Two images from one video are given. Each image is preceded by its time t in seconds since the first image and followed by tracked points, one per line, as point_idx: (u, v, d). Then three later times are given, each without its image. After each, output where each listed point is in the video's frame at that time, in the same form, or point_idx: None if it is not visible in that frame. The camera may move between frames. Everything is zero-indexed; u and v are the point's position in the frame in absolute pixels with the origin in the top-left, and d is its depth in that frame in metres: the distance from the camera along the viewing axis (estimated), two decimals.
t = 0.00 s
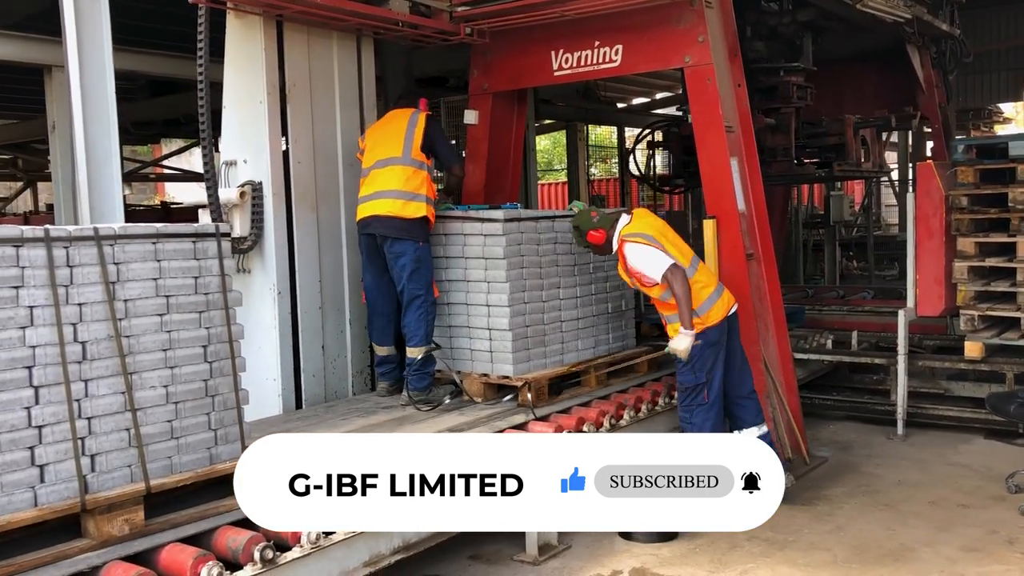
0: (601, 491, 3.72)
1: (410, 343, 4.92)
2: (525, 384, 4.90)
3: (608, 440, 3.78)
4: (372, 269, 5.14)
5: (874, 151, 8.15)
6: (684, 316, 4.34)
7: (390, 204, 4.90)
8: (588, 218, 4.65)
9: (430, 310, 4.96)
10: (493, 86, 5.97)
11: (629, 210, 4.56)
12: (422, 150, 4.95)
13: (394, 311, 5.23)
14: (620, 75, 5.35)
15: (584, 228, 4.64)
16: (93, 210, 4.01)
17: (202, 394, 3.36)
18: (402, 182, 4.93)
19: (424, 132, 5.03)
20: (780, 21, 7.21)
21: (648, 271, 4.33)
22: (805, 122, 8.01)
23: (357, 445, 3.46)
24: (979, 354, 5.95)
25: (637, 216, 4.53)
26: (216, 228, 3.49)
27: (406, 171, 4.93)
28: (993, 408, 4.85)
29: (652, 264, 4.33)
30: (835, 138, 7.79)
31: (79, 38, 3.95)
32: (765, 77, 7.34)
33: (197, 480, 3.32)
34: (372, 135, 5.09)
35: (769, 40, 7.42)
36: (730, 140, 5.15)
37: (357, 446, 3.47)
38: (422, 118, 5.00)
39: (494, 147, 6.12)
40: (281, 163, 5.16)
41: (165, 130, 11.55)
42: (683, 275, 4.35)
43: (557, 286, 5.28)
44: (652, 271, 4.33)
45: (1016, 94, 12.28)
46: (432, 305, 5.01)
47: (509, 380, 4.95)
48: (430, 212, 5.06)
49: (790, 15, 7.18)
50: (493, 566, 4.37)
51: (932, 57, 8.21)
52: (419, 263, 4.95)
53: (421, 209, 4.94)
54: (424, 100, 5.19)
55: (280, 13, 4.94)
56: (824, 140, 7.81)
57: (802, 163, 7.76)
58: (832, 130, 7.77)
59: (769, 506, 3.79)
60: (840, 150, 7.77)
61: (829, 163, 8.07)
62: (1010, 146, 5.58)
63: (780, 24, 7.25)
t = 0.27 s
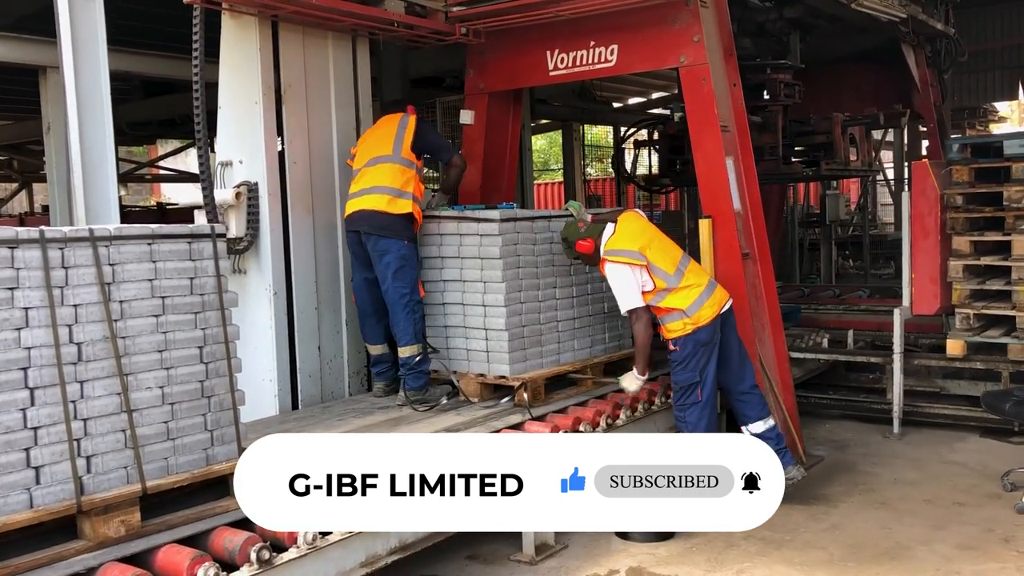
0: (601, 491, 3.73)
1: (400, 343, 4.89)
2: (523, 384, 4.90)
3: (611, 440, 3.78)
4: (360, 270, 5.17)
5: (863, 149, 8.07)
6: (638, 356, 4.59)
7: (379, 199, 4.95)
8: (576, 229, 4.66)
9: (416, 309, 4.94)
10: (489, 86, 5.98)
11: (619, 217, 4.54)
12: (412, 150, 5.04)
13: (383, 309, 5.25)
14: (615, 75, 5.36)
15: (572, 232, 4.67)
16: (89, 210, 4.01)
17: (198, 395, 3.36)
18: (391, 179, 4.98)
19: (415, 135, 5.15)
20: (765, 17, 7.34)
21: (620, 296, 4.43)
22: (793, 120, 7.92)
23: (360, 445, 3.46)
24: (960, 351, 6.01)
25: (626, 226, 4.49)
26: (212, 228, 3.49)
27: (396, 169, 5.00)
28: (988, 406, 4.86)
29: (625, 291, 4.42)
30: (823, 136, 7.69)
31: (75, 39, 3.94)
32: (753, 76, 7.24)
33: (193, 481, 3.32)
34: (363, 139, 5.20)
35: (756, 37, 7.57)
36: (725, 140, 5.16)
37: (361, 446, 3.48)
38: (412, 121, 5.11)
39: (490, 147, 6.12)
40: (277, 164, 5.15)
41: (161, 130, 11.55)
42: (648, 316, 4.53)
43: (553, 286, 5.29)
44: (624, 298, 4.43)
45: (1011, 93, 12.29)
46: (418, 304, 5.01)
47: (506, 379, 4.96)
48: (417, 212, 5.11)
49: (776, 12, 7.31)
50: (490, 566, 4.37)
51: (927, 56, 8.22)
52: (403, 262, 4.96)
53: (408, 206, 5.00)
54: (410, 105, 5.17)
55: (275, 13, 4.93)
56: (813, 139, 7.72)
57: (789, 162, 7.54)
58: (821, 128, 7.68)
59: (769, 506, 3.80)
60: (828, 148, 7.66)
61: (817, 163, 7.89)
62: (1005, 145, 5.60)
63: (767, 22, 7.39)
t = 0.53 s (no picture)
0: (601, 491, 3.73)
1: (397, 340, 4.89)
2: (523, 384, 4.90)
3: (612, 440, 3.78)
4: (359, 269, 5.20)
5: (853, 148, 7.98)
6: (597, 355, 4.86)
7: (374, 200, 4.98)
8: (573, 236, 4.74)
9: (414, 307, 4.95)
10: (488, 87, 5.98)
11: (616, 217, 4.56)
12: (408, 152, 5.09)
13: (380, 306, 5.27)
14: (614, 75, 5.37)
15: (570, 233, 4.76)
16: (89, 213, 4.01)
17: (198, 396, 3.36)
18: (384, 180, 5.01)
19: (410, 138, 5.18)
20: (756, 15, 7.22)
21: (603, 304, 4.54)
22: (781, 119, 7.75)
23: (362, 445, 3.46)
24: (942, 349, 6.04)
25: (620, 230, 4.51)
26: (211, 230, 3.49)
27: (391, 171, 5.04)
28: (987, 405, 4.87)
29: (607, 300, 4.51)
30: (812, 134, 7.56)
31: (74, 42, 3.95)
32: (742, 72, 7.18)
33: (194, 482, 3.32)
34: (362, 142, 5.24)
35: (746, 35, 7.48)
36: (724, 139, 5.16)
37: (354, 446, 3.47)
38: (408, 124, 5.17)
39: (488, 148, 6.12)
40: (276, 165, 5.16)
41: (159, 132, 11.55)
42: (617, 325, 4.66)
43: (552, 286, 5.29)
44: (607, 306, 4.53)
45: (1009, 92, 12.30)
46: (414, 303, 5.01)
47: (506, 379, 4.96)
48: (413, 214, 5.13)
49: (765, 9, 7.17)
50: (491, 566, 4.38)
51: (926, 55, 8.23)
52: (400, 261, 4.98)
53: (402, 207, 5.02)
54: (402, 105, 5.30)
55: (274, 15, 4.94)
56: (803, 138, 7.57)
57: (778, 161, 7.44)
58: (811, 126, 7.56)
59: (769, 505, 3.78)
60: (818, 147, 7.53)
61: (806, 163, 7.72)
62: (1003, 144, 5.61)
63: (755, 18, 7.27)
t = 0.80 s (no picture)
0: (601, 491, 3.74)
1: (388, 339, 4.96)
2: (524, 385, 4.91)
3: (610, 440, 3.78)
4: (360, 268, 5.23)
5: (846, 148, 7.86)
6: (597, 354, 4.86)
7: (377, 201, 4.99)
8: (580, 228, 4.72)
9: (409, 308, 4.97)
10: (488, 88, 5.99)
11: (624, 213, 4.55)
12: (409, 153, 5.10)
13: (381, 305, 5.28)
14: (615, 76, 5.38)
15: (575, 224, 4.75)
16: (91, 215, 4.02)
17: (202, 398, 3.37)
18: (387, 181, 5.04)
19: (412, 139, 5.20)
20: (747, 11, 7.24)
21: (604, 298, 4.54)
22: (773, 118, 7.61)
23: (360, 445, 3.46)
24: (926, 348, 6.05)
25: (627, 226, 4.51)
26: (213, 232, 3.49)
27: (393, 171, 5.06)
28: (989, 404, 4.87)
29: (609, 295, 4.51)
30: (804, 134, 7.41)
31: (76, 45, 3.96)
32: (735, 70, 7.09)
33: (197, 483, 3.33)
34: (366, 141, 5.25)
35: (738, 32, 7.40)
36: (725, 140, 5.17)
37: (361, 447, 3.49)
38: (410, 127, 5.17)
39: (489, 149, 6.13)
40: (278, 168, 5.17)
41: (160, 135, 11.57)
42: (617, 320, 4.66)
43: (554, 287, 5.30)
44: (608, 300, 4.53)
45: (1010, 92, 12.29)
46: (413, 302, 5.02)
47: (507, 380, 4.97)
48: (415, 214, 5.14)
49: (756, 5, 7.21)
50: (493, 567, 4.39)
51: (926, 56, 8.23)
52: (399, 260, 4.98)
53: (402, 207, 5.02)
54: (403, 105, 5.31)
55: (275, 18, 4.95)
56: (795, 137, 7.42)
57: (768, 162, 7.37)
58: (802, 125, 7.41)
59: (769, 506, 3.79)
60: (811, 147, 7.40)
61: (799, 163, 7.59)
62: (1004, 144, 5.63)
63: (746, 15, 7.27)
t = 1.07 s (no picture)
0: (601, 491, 3.74)
1: (387, 339, 4.98)
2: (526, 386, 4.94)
3: (608, 440, 3.79)
4: (363, 266, 5.21)
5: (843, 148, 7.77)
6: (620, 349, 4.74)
7: (379, 199, 5.01)
8: (593, 214, 4.76)
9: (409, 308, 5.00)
10: (490, 89, 5.99)
11: (641, 206, 4.61)
12: (414, 153, 5.11)
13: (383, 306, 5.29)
14: (616, 77, 5.37)
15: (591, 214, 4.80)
16: (93, 217, 4.02)
17: (204, 399, 3.38)
18: (392, 180, 5.05)
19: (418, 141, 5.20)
20: (741, 9, 7.26)
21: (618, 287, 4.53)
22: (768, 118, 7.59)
23: (361, 445, 3.47)
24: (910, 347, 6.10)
25: (643, 217, 4.56)
26: (215, 233, 3.49)
27: (397, 171, 5.07)
28: (992, 404, 4.87)
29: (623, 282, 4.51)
30: (801, 134, 7.40)
31: (78, 47, 3.96)
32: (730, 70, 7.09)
33: (200, 485, 3.33)
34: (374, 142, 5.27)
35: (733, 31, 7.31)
36: (726, 141, 5.17)
37: (366, 447, 3.50)
38: (417, 129, 5.18)
39: (491, 151, 6.13)
40: (280, 169, 5.18)
41: (162, 136, 11.58)
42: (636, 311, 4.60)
43: (556, 288, 5.30)
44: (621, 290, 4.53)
45: (1011, 92, 12.28)
46: (412, 302, 5.05)
47: (509, 381, 4.97)
48: (417, 214, 5.14)
49: (751, 4, 7.23)
50: (495, 568, 4.39)
51: (927, 56, 8.22)
52: (400, 259, 5.00)
53: (403, 206, 5.04)
54: (409, 106, 5.30)
55: (277, 19, 4.95)
56: (789, 137, 7.39)
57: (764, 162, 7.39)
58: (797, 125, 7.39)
59: (768, 506, 3.79)
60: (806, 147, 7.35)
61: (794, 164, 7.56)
62: (1006, 144, 5.63)
63: (740, 14, 7.30)
